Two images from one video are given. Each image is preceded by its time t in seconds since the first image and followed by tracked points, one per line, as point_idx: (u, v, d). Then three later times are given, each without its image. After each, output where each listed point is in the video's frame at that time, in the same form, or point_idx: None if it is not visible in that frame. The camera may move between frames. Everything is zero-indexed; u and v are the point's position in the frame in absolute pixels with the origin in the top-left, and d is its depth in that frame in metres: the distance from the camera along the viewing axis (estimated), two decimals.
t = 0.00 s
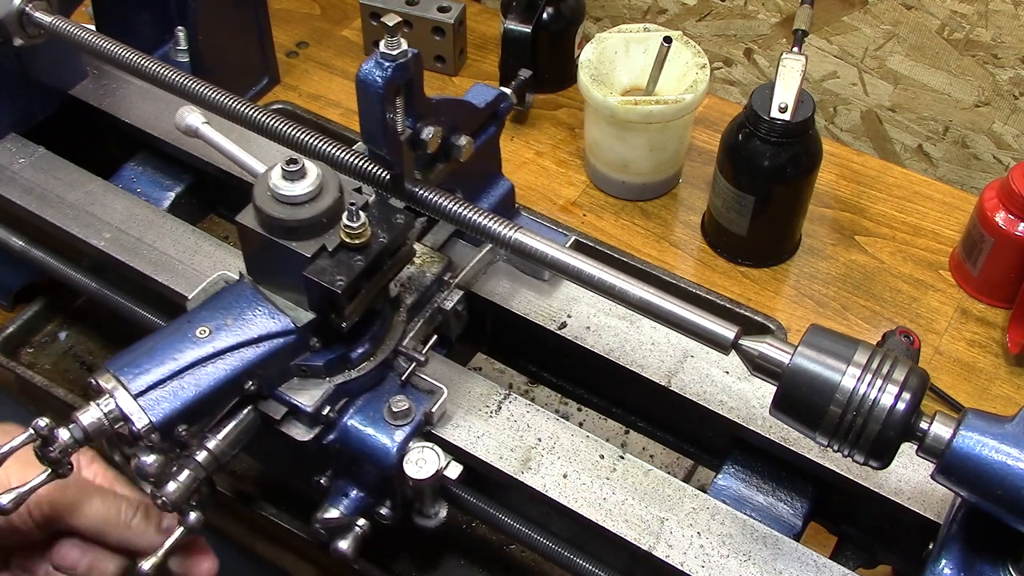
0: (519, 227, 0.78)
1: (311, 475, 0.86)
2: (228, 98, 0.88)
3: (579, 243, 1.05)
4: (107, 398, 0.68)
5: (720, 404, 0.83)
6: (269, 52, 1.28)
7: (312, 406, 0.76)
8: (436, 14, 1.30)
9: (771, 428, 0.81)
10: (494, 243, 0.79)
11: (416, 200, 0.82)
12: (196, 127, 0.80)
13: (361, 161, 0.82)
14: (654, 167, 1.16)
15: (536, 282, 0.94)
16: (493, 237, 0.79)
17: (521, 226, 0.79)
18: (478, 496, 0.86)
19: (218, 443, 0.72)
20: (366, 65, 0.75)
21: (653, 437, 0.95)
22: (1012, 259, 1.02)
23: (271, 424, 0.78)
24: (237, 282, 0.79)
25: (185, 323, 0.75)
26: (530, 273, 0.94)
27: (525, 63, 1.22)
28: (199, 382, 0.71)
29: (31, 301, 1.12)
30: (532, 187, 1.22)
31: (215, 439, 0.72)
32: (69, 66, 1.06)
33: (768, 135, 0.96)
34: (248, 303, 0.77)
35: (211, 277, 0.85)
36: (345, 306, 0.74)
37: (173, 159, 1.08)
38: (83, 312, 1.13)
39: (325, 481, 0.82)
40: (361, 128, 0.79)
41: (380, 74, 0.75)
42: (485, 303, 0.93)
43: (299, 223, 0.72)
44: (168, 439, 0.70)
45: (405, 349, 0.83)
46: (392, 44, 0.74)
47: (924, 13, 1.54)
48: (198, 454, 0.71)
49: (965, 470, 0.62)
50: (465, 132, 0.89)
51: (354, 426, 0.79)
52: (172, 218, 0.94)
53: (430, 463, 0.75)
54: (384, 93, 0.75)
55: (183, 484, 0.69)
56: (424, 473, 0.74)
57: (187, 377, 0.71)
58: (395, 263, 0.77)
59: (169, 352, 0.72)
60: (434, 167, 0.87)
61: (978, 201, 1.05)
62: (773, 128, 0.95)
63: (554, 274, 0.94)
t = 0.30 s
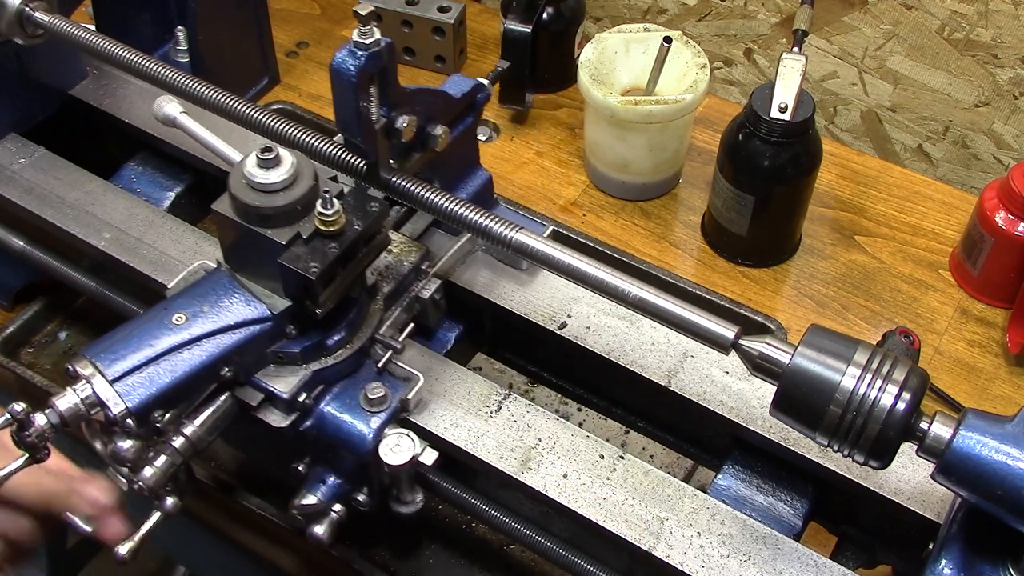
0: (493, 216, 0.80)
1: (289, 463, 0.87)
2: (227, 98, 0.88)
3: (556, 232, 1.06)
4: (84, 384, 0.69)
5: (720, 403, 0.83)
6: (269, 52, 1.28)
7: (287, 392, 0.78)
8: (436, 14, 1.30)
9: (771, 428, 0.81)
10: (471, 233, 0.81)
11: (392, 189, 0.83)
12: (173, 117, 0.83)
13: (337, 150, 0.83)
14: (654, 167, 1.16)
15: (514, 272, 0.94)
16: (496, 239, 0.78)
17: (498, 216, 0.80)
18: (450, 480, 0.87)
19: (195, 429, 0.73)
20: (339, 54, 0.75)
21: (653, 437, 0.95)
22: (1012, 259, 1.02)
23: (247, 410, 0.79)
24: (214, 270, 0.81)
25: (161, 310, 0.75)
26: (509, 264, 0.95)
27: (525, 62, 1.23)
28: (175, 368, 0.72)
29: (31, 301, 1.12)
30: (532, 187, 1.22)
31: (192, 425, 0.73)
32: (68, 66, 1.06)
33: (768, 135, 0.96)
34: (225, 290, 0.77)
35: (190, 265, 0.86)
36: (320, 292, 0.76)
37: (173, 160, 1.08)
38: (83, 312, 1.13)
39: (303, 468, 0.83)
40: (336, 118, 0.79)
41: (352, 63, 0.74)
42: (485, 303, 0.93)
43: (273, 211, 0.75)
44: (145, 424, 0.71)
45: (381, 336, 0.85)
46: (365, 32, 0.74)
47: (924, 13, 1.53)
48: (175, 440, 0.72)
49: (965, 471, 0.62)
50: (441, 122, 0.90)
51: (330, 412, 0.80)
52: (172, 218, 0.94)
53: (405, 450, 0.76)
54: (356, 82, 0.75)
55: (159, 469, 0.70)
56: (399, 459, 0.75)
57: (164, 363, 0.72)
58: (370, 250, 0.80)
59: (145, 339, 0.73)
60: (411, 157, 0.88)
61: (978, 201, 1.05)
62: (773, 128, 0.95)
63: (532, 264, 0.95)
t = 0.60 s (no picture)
0: (478, 208, 0.81)
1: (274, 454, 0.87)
2: (228, 98, 0.89)
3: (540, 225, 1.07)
4: (67, 373, 0.71)
5: (720, 404, 0.83)
6: (269, 52, 1.28)
7: (270, 381, 0.78)
8: (436, 14, 1.30)
9: (771, 428, 0.81)
10: (455, 225, 0.82)
11: (374, 180, 0.84)
12: (156, 109, 0.85)
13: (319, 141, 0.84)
14: (654, 167, 1.16)
15: (498, 264, 0.95)
16: (498, 239, 0.78)
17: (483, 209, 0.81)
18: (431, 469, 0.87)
19: (178, 419, 0.74)
20: (319, 46, 0.75)
21: (653, 437, 0.95)
22: (1012, 259, 1.01)
23: (231, 401, 0.80)
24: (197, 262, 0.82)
25: (145, 300, 0.77)
26: (493, 256, 0.95)
27: (525, 62, 1.23)
28: (158, 357, 0.74)
29: (31, 301, 1.12)
30: (532, 187, 1.22)
31: (175, 414, 0.75)
32: (68, 66, 1.06)
33: (768, 135, 0.96)
34: (208, 281, 0.79)
35: (176, 259, 0.87)
36: (301, 282, 0.77)
37: (173, 160, 1.08)
38: (82, 312, 1.13)
39: (287, 459, 0.84)
40: (317, 109, 0.80)
41: (332, 54, 0.75)
42: (487, 304, 0.93)
43: (254, 201, 0.75)
44: (127, 413, 0.73)
45: (364, 328, 0.85)
46: (345, 24, 0.75)
47: (924, 13, 1.51)
48: (158, 430, 0.73)
49: (965, 471, 0.62)
50: (422, 113, 0.90)
51: (313, 402, 0.80)
52: (172, 218, 0.94)
53: (387, 439, 0.76)
54: (336, 73, 0.75)
55: (142, 458, 0.71)
56: (381, 447, 0.75)
57: (147, 352, 0.73)
58: (352, 241, 0.81)
59: (128, 328, 0.74)
60: (393, 148, 0.88)
61: (978, 201, 1.05)
62: (773, 128, 0.95)
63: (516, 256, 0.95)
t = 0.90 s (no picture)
0: (473, 205, 0.80)
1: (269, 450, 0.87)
2: (229, 98, 0.89)
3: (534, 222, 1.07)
4: (59, 367, 0.71)
5: (720, 403, 0.83)
6: (269, 52, 1.28)
7: (260, 376, 0.78)
8: (436, 14, 1.29)
9: (771, 428, 0.81)
10: (448, 221, 0.81)
11: (366, 176, 0.84)
12: (148, 104, 0.86)
13: (309, 138, 0.84)
14: (654, 166, 1.16)
15: (489, 260, 0.95)
16: (495, 237, 0.78)
17: (477, 205, 0.81)
18: (430, 467, 0.88)
19: (169, 414, 0.75)
20: (309, 41, 0.75)
21: (653, 437, 0.95)
22: (1012, 259, 1.01)
23: (223, 395, 0.80)
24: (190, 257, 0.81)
25: (137, 295, 0.77)
26: (485, 252, 0.95)
27: (525, 61, 1.23)
28: (148, 353, 0.73)
29: (31, 301, 1.12)
30: (532, 187, 1.22)
31: (168, 409, 0.75)
32: (68, 66, 1.06)
33: (768, 135, 0.96)
34: (199, 276, 0.78)
35: (168, 254, 0.87)
36: (291, 277, 0.77)
37: (173, 160, 1.08)
38: (82, 312, 1.13)
39: (279, 454, 0.85)
40: (307, 105, 0.80)
41: (322, 50, 0.75)
42: (487, 304, 0.93)
43: (247, 197, 0.75)
44: (118, 408, 0.73)
45: (355, 323, 0.86)
46: (334, 19, 0.74)
47: (924, 13, 1.48)
48: (150, 424, 0.74)
49: (965, 471, 0.62)
50: (413, 110, 0.91)
51: (304, 397, 0.81)
52: (172, 218, 0.94)
53: (377, 435, 0.78)
54: (326, 69, 0.75)
55: (133, 453, 0.72)
56: (373, 443, 0.77)
57: (137, 348, 0.73)
58: (343, 236, 0.81)
59: (119, 323, 0.74)
60: (384, 144, 0.89)
61: (978, 201, 1.05)
62: (773, 128, 0.95)
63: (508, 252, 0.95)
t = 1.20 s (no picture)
0: (473, 205, 0.80)
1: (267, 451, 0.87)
2: (229, 98, 0.89)
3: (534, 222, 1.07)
4: (59, 368, 0.71)
5: (720, 403, 0.83)
6: (269, 52, 1.28)
7: (260, 376, 0.78)
8: (436, 14, 1.29)
9: (771, 428, 0.81)
10: (448, 221, 0.81)
11: (366, 177, 0.84)
12: (148, 105, 0.86)
13: (309, 138, 0.84)
14: (654, 167, 1.16)
15: (489, 260, 0.95)
16: (495, 237, 0.78)
17: (477, 205, 0.81)
18: (430, 469, 0.88)
19: (169, 414, 0.74)
20: (308, 41, 0.75)
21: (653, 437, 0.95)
22: (1012, 259, 1.01)
23: (222, 396, 0.80)
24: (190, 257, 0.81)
25: (137, 295, 0.77)
26: (484, 252, 0.95)
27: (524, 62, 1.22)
28: (148, 353, 0.73)
29: (31, 301, 1.12)
30: (532, 187, 1.22)
31: (168, 409, 0.75)
32: (69, 66, 1.06)
33: (768, 135, 0.96)
34: (199, 276, 0.78)
35: (168, 254, 0.87)
36: (291, 278, 0.77)
37: (174, 160, 1.08)
38: (82, 312, 1.13)
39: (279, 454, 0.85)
40: (307, 105, 0.80)
41: (321, 50, 0.75)
42: (487, 304, 0.93)
43: (246, 197, 0.75)
44: (118, 408, 0.73)
45: (355, 323, 0.86)
46: (333, 19, 0.74)
47: (924, 13, 1.47)
48: (150, 424, 0.73)
49: (965, 471, 0.62)
50: (413, 110, 0.91)
51: (304, 397, 0.81)
52: (172, 218, 0.94)
53: (378, 434, 0.78)
54: (326, 69, 0.75)
55: (134, 452, 0.72)
56: (373, 443, 0.77)
57: (137, 348, 0.73)
58: (343, 236, 0.81)
59: (119, 323, 0.74)
60: (384, 144, 0.89)
61: (979, 201, 1.05)
62: (773, 128, 0.95)
63: (508, 252, 0.95)
